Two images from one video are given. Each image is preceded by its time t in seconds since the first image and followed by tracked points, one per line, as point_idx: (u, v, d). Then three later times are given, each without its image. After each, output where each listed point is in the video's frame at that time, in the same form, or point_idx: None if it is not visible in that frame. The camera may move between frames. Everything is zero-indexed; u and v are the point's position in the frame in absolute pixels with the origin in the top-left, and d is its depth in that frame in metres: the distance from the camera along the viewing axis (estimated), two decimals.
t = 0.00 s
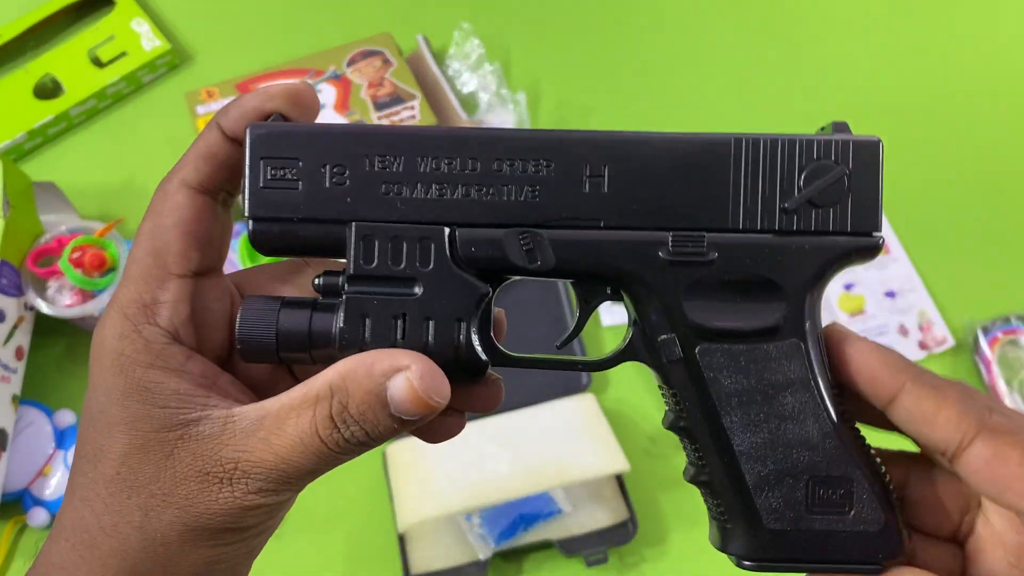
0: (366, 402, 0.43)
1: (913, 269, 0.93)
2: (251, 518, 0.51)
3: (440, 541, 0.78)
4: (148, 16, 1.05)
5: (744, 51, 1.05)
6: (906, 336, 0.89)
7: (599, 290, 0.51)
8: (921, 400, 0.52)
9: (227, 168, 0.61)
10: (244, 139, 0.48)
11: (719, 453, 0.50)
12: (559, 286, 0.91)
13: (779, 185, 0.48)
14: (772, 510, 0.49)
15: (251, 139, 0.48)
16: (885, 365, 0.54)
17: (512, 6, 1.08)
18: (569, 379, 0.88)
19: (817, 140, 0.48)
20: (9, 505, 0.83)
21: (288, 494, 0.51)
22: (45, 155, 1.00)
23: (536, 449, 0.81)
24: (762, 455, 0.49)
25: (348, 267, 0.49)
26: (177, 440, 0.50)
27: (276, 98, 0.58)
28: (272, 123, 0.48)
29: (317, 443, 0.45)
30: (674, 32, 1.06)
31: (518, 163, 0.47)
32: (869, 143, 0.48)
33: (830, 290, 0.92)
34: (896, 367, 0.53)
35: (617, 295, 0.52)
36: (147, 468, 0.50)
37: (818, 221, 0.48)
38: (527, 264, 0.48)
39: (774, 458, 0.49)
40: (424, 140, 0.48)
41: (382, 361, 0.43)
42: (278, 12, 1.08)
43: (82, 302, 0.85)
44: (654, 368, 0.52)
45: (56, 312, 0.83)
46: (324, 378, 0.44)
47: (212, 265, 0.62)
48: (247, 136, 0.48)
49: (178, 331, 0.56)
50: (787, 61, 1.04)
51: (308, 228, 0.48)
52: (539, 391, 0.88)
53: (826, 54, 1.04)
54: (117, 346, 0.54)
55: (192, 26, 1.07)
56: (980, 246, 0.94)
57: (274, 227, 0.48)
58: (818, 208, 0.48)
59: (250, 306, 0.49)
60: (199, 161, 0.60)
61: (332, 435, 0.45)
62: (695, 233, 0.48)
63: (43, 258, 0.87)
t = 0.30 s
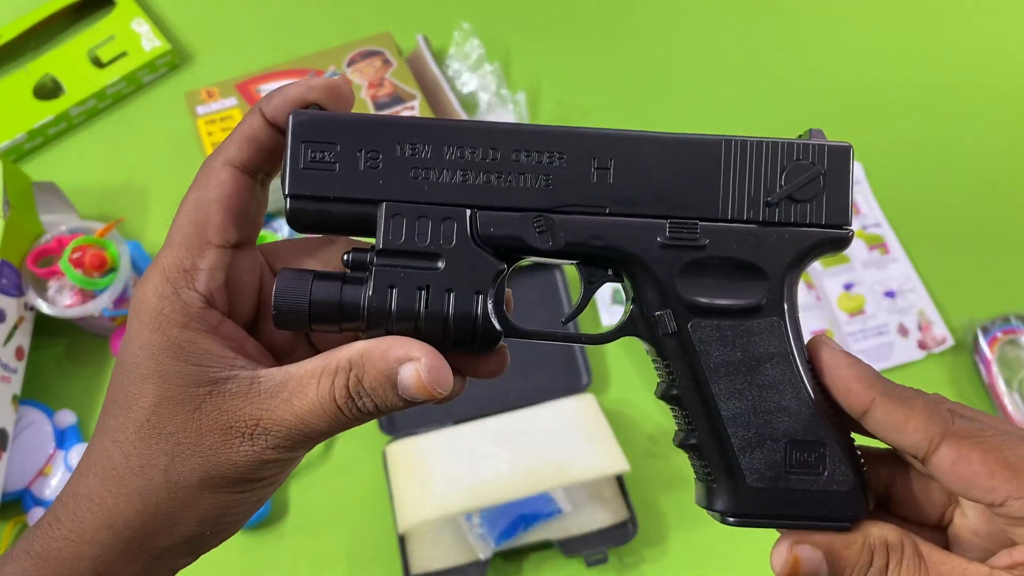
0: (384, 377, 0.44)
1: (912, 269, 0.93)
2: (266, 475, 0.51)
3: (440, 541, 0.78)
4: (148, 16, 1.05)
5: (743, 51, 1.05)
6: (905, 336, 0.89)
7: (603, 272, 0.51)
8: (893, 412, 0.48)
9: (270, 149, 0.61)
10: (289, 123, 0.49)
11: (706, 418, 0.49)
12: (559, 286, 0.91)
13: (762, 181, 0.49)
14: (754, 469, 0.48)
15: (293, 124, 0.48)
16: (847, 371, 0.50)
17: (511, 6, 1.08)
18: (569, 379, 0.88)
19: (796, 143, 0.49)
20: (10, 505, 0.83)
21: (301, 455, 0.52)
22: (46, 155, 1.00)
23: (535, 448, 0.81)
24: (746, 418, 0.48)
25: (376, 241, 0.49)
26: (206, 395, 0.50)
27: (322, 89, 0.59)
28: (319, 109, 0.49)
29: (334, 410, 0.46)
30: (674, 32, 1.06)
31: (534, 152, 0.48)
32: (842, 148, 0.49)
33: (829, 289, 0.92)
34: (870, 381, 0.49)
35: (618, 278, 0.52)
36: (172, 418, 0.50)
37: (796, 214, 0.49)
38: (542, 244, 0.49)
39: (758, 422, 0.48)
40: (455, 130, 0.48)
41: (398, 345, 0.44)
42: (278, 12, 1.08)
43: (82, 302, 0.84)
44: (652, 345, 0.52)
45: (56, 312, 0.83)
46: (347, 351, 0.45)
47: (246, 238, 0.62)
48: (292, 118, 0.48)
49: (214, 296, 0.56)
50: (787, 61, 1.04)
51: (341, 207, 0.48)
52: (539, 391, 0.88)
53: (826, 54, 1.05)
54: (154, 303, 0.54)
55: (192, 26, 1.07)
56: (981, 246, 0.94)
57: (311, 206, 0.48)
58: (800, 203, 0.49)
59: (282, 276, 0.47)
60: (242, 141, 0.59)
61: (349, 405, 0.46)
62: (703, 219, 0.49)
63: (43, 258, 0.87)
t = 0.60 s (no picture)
0: (382, 365, 0.44)
1: (912, 269, 0.93)
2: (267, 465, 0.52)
3: (441, 542, 0.78)
4: (148, 16, 1.05)
5: (743, 51, 1.05)
6: (905, 336, 0.89)
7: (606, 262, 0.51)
8: (917, 397, 0.51)
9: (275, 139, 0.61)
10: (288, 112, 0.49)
11: (712, 413, 0.49)
12: (558, 285, 0.91)
13: (770, 170, 0.49)
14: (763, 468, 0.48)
15: (293, 111, 0.49)
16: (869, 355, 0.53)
17: (512, 6, 1.08)
18: (568, 379, 0.88)
19: (806, 131, 0.49)
20: (10, 505, 0.83)
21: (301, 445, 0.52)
22: (46, 155, 1.00)
23: (535, 448, 0.81)
24: (756, 414, 0.48)
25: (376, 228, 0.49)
26: (206, 384, 0.50)
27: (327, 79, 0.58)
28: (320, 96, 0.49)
29: (332, 399, 0.46)
30: (674, 32, 1.06)
31: (544, 139, 0.49)
32: (855, 136, 0.49)
33: (829, 290, 0.92)
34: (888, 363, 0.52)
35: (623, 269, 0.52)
36: (172, 406, 0.50)
37: (807, 203, 0.49)
38: (550, 233, 0.49)
39: (767, 416, 0.48)
40: (458, 118, 0.49)
41: (395, 334, 0.44)
42: (279, 12, 1.08)
43: (82, 302, 0.84)
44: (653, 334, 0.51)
45: (56, 313, 0.83)
46: (344, 340, 0.45)
47: (253, 227, 0.62)
48: (292, 107, 0.49)
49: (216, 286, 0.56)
50: (787, 61, 1.04)
51: (342, 192, 0.49)
52: (539, 390, 0.88)
53: (826, 54, 1.05)
54: (157, 293, 0.54)
55: (192, 26, 1.07)
56: (980, 246, 0.94)
57: (310, 192, 0.49)
58: (810, 191, 0.49)
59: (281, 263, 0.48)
60: (248, 130, 0.60)
61: (346, 394, 0.46)
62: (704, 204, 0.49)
63: (43, 258, 0.87)
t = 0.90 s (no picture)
0: (422, 367, 0.43)
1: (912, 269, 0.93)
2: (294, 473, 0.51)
3: (441, 541, 0.78)
4: (148, 16, 1.05)
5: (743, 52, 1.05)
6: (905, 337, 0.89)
7: (665, 298, 0.51)
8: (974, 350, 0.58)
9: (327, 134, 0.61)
10: (357, 92, 0.47)
11: (749, 474, 0.49)
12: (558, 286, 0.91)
13: (857, 232, 0.48)
14: (788, 530, 0.47)
15: (363, 91, 0.47)
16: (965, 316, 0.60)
17: (512, 6, 1.09)
18: (569, 379, 0.88)
19: (902, 198, 0.48)
20: (11, 504, 0.83)
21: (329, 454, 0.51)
22: (45, 155, 1.00)
23: (535, 448, 0.81)
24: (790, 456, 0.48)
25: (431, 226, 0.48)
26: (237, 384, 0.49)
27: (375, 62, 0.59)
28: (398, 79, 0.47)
29: (368, 405, 0.46)
30: (674, 33, 1.06)
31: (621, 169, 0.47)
32: (952, 211, 0.48)
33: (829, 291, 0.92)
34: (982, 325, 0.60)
35: (682, 306, 0.51)
36: (203, 408, 0.50)
37: (888, 273, 0.48)
38: (603, 262, 0.48)
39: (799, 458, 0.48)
40: (538, 126, 0.47)
41: (437, 337, 0.44)
42: (279, 12, 1.08)
43: (82, 302, 0.85)
44: (696, 359, 0.51)
45: (56, 312, 0.83)
46: (383, 342, 0.45)
47: (296, 227, 0.62)
48: (361, 89, 0.47)
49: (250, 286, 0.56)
50: (787, 61, 1.04)
51: (402, 187, 0.47)
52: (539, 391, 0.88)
53: (826, 55, 1.05)
54: (189, 292, 0.54)
55: (192, 26, 1.07)
56: (981, 247, 0.94)
57: (370, 180, 0.47)
58: (894, 260, 0.48)
59: (333, 248, 0.47)
60: (300, 129, 0.60)
61: (385, 400, 0.45)
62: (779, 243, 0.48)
63: (43, 258, 0.87)
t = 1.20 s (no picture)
0: (402, 322, 0.43)
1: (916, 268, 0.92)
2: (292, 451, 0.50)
3: (440, 542, 0.78)
4: (148, 16, 1.05)
5: (744, 51, 1.04)
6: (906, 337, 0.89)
7: (667, 280, 0.51)
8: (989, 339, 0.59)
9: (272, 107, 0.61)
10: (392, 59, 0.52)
11: (745, 453, 0.45)
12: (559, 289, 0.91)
13: (857, 228, 0.50)
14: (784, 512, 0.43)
15: (398, 57, 0.51)
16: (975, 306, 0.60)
17: (512, 6, 1.08)
18: (569, 379, 0.87)
19: (900, 201, 0.50)
20: (12, 504, 0.83)
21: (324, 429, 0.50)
22: (45, 155, 1.00)
23: (535, 448, 0.81)
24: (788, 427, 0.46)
25: (443, 190, 0.50)
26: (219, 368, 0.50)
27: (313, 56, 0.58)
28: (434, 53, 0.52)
29: (355, 372, 0.45)
30: (674, 33, 1.06)
31: (633, 157, 0.50)
32: (946, 217, 0.50)
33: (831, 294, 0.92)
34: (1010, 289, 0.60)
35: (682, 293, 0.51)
36: (189, 401, 0.50)
37: (889, 268, 0.49)
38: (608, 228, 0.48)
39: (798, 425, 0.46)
40: (557, 101, 0.50)
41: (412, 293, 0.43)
42: (279, 11, 1.08)
43: (82, 302, 0.84)
44: (697, 334, 0.49)
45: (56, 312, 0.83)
46: (360, 311, 0.45)
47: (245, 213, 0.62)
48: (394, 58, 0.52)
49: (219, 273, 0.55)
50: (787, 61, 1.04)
51: (421, 145, 0.50)
52: (539, 390, 0.87)
53: (827, 55, 1.04)
54: (157, 290, 0.53)
55: (193, 26, 1.07)
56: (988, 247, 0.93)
57: (387, 138, 0.50)
58: (895, 258, 0.49)
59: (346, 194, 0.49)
60: (237, 113, 0.60)
61: (369, 363, 0.45)
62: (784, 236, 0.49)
63: (43, 258, 0.87)
